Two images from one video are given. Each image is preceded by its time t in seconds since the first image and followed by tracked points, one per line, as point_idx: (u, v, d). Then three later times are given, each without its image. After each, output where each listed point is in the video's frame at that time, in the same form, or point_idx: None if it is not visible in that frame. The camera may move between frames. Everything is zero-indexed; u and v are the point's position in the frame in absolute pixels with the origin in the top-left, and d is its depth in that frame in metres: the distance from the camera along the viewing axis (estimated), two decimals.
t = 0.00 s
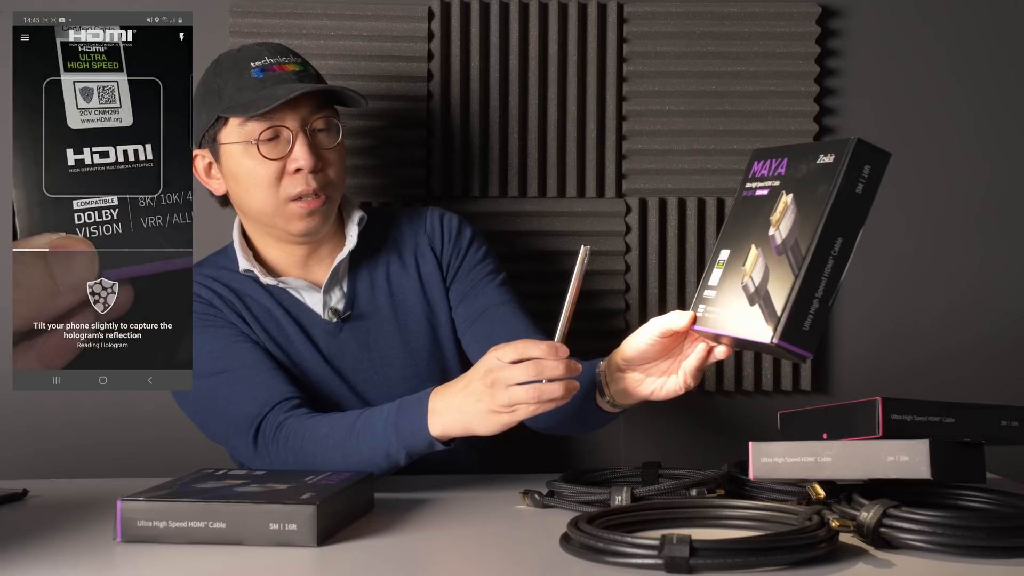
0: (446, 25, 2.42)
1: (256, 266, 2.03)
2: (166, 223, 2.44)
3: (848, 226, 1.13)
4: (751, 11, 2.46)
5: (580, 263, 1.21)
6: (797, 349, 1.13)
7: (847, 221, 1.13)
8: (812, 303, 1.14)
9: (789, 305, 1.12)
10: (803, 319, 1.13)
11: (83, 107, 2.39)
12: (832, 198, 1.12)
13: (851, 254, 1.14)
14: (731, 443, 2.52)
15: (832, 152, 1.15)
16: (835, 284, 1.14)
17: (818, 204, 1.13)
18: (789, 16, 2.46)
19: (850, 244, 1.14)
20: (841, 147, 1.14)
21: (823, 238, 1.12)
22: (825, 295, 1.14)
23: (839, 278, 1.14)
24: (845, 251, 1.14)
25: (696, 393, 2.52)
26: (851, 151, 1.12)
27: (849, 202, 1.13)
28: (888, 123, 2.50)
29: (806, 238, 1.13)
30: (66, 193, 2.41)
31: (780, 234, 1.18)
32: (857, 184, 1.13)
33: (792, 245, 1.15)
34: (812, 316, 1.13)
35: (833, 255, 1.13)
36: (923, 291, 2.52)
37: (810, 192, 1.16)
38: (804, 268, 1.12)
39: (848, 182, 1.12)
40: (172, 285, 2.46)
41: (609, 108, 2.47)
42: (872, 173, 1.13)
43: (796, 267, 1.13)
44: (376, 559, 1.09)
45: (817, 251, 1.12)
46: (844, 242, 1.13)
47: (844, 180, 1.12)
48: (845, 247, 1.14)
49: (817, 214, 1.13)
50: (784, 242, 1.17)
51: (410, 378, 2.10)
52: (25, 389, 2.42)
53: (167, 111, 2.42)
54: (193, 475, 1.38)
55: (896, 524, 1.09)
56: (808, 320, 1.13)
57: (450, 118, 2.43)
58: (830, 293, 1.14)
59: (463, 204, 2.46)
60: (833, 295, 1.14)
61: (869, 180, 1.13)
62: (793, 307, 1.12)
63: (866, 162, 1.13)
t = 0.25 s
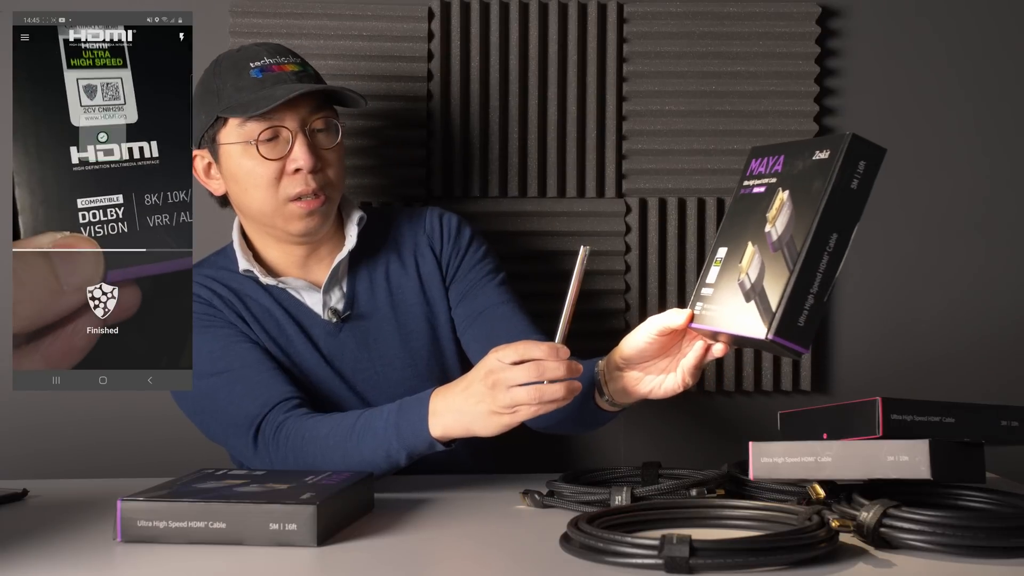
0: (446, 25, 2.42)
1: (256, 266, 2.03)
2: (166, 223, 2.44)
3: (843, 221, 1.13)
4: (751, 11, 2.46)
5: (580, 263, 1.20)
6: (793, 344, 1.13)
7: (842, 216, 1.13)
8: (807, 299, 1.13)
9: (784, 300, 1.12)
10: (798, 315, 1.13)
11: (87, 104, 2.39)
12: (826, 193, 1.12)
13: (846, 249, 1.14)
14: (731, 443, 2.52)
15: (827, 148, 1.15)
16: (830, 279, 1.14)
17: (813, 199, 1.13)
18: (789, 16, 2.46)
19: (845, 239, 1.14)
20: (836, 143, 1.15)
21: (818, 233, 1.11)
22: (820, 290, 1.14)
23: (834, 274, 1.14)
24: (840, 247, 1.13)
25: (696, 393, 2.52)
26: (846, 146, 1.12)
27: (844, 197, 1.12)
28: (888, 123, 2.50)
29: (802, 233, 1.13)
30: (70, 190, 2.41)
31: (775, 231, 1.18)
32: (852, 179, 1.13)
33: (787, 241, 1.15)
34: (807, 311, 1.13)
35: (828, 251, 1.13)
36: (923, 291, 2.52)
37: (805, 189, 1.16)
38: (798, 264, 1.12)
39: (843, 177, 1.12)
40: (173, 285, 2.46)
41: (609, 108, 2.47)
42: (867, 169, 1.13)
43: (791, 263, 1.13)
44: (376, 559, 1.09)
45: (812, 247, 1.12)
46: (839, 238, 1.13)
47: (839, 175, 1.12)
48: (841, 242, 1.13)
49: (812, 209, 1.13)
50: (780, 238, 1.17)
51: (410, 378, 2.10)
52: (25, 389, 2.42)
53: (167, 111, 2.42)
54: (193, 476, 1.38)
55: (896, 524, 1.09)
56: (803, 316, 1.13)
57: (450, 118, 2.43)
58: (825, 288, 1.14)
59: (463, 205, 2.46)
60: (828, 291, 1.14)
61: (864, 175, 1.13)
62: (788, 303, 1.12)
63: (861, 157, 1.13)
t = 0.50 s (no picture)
0: (446, 25, 2.42)
1: (256, 266, 2.03)
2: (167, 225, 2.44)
3: (842, 225, 1.13)
4: (751, 11, 2.46)
5: (581, 264, 1.20)
6: (793, 349, 1.13)
7: (841, 220, 1.13)
8: (806, 303, 1.13)
9: (784, 304, 1.12)
10: (798, 319, 1.13)
11: (87, 107, 2.40)
12: (825, 197, 1.12)
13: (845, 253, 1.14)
14: (731, 443, 2.52)
15: (827, 152, 1.15)
16: (830, 284, 1.14)
17: (813, 203, 1.13)
18: (789, 16, 2.46)
19: (844, 243, 1.14)
20: (835, 147, 1.14)
21: (817, 237, 1.11)
22: (819, 294, 1.13)
23: (834, 278, 1.14)
24: (839, 251, 1.13)
25: (696, 393, 2.52)
26: (845, 150, 1.12)
27: (844, 200, 1.12)
28: (888, 123, 2.50)
29: (801, 237, 1.13)
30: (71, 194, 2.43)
31: (774, 234, 1.18)
32: (851, 183, 1.12)
33: (786, 245, 1.15)
34: (807, 315, 1.13)
35: (827, 255, 1.13)
36: (923, 291, 2.52)
37: (805, 192, 1.16)
38: (798, 268, 1.12)
39: (842, 180, 1.12)
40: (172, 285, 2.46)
41: (609, 108, 2.47)
42: (867, 173, 1.13)
43: (790, 267, 1.13)
44: (376, 559, 1.09)
45: (811, 251, 1.12)
46: (839, 242, 1.13)
47: (838, 179, 1.12)
48: (840, 246, 1.13)
49: (812, 214, 1.13)
50: (780, 242, 1.17)
51: (410, 378, 2.11)
52: (25, 389, 2.42)
53: (168, 111, 2.42)
54: (193, 476, 1.38)
55: (896, 524, 1.09)
56: (803, 320, 1.13)
57: (450, 117, 2.43)
58: (824, 292, 1.14)
59: (463, 204, 2.46)
60: (828, 295, 1.14)
61: (863, 179, 1.13)
62: (788, 307, 1.12)
63: (860, 161, 1.13)
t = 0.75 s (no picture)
0: (446, 25, 2.42)
1: (257, 265, 2.03)
2: (168, 225, 2.44)
3: (841, 224, 1.13)
4: (751, 10, 2.46)
5: (582, 264, 1.19)
6: (792, 348, 1.13)
7: (840, 220, 1.13)
8: (805, 302, 1.13)
9: (783, 304, 1.12)
10: (797, 318, 1.13)
11: (87, 107, 2.40)
12: (824, 197, 1.12)
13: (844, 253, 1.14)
14: (731, 443, 2.52)
15: (826, 151, 1.15)
16: (829, 283, 1.14)
17: (812, 203, 1.14)
18: (789, 16, 2.46)
19: (843, 242, 1.14)
20: (834, 146, 1.14)
21: (816, 237, 1.11)
22: (818, 294, 1.13)
23: (833, 277, 1.14)
24: (839, 250, 1.13)
25: (696, 393, 2.52)
26: (844, 149, 1.12)
27: (843, 200, 1.12)
28: (888, 123, 2.50)
29: (800, 236, 1.13)
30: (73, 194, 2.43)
31: (774, 234, 1.18)
32: (850, 182, 1.12)
33: (786, 244, 1.15)
34: (806, 315, 1.13)
35: (826, 254, 1.13)
36: (923, 290, 2.52)
37: (804, 192, 1.16)
38: (797, 268, 1.12)
39: (841, 180, 1.12)
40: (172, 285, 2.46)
41: (609, 108, 2.47)
42: (866, 172, 1.13)
43: (789, 267, 1.13)
44: (376, 559, 1.09)
45: (810, 251, 1.12)
46: (837, 241, 1.13)
47: (837, 178, 1.12)
48: (839, 245, 1.13)
49: (810, 213, 1.13)
50: (779, 241, 1.17)
51: (411, 378, 2.11)
52: (25, 389, 2.42)
53: (168, 111, 2.41)
54: (192, 476, 1.38)
55: (896, 524, 1.09)
56: (802, 319, 1.13)
57: (450, 117, 2.43)
58: (823, 291, 1.14)
59: (462, 204, 2.46)
60: (826, 294, 1.14)
61: (862, 178, 1.13)
62: (787, 306, 1.12)
63: (859, 160, 1.13)
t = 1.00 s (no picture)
0: (446, 25, 2.42)
1: (260, 264, 2.03)
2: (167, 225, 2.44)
3: (838, 225, 1.13)
4: (751, 11, 2.46)
5: (581, 263, 1.20)
6: (783, 346, 1.13)
7: (837, 221, 1.13)
8: (800, 302, 1.13)
9: (776, 303, 1.12)
10: (790, 317, 1.13)
11: (65, 104, 2.40)
12: (822, 197, 1.12)
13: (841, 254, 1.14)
14: (731, 443, 2.52)
15: (826, 152, 1.16)
16: (824, 283, 1.14)
17: (811, 203, 1.14)
18: (789, 16, 2.46)
19: (840, 243, 1.14)
20: (834, 148, 1.15)
21: (812, 237, 1.12)
22: (813, 294, 1.13)
23: (828, 277, 1.14)
24: (834, 251, 1.13)
25: (696, 393, 2.52)
26: (843, 151, 1.12)
27: (840, 200, 1.12)
28: (888, 123, 2.50)
29: (797, 236, 1.13)
30: (70, 193, 2.42)
31: (773, 234, 1.18)
32: (848, 183, 1.13)
33: (783, 244, 1.15)
34: (800, 314, 1.13)
35: (822, 254, 1.13)
36: (923, 290, 2.52)
37: (803, 193, 1.16)
38: (792, 267, 1.12)
39: (839, 180, 1.12)
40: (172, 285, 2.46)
41: (609, 108, 2.47)
42: (864, 174, 1.13)
43: (785, 266, 1.13)
44: (376, 559, 1.09)
45: (806, 250, 1.12)
46: (834, 242, 1.13)
47: (835, 179, 1.12)
48: (835, 246, 1.13)
49: (808, 213, 1.13)
50: (777, 241, 1.17)
51: (412, 377, 2.11)
52: (25, 389, 2.42)
53: (168, 111, 2.41)
54: (192, 476, 1.38)
55: (896, 524, 1.09)
56: (795, 319, 1.13)
57: (450, 116, 2.43)
58: (818, 291, 1.14)
59: (462, 204, 2.46)
60: (822, 295, 1.14)
61: (861, 179, 1.13)
62: (781, 304, 1.12)
63: (858, 162, 1.13)
